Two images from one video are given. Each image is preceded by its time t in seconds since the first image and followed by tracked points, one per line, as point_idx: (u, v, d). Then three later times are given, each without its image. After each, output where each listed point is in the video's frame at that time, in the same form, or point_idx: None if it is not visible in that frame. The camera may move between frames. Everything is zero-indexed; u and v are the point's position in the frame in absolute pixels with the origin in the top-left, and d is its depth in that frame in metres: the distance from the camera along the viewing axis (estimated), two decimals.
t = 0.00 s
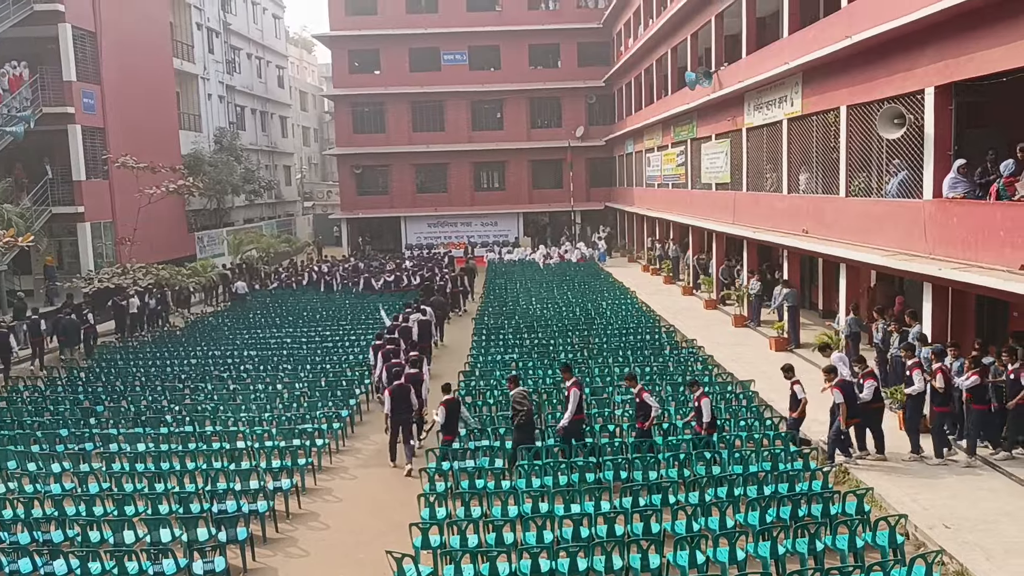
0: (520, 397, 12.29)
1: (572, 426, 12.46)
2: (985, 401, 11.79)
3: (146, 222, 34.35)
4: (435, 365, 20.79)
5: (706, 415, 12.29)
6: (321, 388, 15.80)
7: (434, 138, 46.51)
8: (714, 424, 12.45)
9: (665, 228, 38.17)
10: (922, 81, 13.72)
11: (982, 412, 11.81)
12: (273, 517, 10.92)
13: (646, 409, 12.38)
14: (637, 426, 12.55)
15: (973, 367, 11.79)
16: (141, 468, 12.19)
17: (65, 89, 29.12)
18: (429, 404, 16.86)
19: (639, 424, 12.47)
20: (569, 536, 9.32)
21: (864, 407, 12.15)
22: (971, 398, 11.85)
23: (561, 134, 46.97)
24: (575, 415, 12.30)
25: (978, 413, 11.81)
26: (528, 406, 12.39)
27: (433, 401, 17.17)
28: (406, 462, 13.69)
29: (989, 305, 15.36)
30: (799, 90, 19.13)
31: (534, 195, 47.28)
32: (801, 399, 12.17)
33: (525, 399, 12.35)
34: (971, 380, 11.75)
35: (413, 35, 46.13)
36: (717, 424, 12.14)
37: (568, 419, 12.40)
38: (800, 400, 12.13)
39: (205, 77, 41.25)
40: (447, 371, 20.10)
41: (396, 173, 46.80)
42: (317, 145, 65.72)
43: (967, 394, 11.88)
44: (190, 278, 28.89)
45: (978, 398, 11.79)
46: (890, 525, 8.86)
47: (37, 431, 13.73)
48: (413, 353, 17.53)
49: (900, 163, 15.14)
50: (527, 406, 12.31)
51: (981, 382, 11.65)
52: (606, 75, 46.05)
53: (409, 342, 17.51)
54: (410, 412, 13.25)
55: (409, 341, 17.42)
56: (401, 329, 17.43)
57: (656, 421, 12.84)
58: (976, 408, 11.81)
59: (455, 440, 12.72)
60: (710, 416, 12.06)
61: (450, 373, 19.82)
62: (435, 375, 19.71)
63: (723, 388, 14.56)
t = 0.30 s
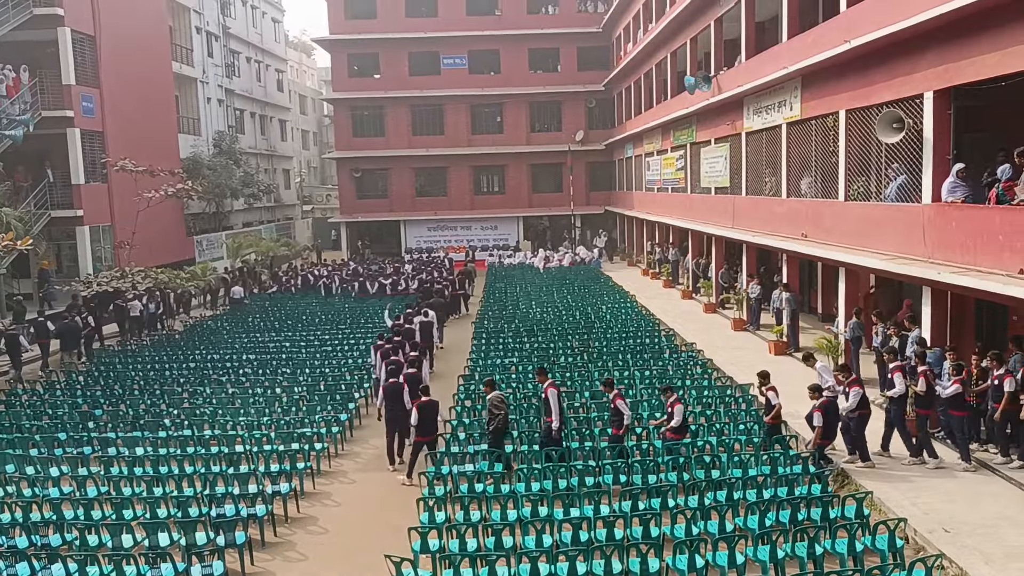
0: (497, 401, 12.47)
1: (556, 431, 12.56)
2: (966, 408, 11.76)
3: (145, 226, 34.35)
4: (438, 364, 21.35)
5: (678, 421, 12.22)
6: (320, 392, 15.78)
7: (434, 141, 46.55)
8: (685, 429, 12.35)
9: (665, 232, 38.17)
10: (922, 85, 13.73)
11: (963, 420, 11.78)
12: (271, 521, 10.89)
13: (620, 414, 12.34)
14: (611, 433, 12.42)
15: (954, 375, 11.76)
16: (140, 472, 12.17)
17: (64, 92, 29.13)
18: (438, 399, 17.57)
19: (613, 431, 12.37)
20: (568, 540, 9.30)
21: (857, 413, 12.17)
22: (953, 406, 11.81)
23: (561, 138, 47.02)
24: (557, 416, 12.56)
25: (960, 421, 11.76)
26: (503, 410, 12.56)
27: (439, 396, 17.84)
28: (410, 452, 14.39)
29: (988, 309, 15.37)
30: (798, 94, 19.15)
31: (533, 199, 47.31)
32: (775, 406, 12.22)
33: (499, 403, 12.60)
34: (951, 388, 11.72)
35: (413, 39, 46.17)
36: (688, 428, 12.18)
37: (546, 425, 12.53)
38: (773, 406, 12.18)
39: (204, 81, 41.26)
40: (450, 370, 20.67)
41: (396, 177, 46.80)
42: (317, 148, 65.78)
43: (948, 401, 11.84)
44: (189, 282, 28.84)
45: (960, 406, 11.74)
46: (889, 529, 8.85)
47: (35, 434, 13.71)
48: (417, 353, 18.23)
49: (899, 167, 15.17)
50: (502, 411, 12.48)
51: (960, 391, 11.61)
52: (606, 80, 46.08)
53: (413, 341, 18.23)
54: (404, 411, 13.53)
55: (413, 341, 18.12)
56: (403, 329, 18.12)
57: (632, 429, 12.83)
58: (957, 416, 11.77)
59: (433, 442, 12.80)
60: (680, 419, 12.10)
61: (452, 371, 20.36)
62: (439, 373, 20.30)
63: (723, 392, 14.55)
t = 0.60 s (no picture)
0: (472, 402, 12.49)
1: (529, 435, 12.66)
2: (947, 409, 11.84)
3: (142, 227, 34.33)
4: (436, 363, 21.53)
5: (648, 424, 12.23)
6: (317, 394, 15.77)
7: (432, 143, 46.58)
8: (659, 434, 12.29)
9: (662, 234, 38.19)
10: (917, 88, 13.77)
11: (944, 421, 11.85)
12: (267, 523, 10.88)
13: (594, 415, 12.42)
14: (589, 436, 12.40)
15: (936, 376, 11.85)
16: (136, 473, 12.16)
17: (62, 93, 29.10)
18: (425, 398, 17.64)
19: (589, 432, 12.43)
20: (564, 542, 9.31)
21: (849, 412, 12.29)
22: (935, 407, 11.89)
23: (559, 140, 47.07)
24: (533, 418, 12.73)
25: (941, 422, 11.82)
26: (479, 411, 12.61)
27: (430, 396, 17.90)
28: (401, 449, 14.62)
29: (985, 312, 15.39)
30: (795, 97, 19.19)
31: (532, 201, 47.38)
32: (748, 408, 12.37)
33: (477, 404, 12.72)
34: (933, 390, 11.81)
35: (411, 41, 46.19)
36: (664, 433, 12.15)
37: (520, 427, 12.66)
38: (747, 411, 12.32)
39: (202, 82, 41.26)
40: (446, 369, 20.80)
41: (394, 178, 46.81)
42: (315, 149, 65.78)
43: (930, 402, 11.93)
44: (186, 283, 28.68)
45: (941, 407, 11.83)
46: (885, 531, 8.86)
47: (31, 436, 13.70)
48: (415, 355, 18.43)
49: (896, 169, 15.21)
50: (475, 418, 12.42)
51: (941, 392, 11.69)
52: (603, 81, 46.12)
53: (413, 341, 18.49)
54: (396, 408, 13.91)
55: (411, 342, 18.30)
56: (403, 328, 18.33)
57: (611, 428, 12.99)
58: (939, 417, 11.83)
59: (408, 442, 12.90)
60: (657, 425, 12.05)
61: (449, 370, 20.60)
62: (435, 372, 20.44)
63: (719, 394, 14.57)
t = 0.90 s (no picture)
0: (441, 401, 12.65)
1: (493, 434, 12.59)
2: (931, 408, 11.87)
3: (136, 226, 34.22)
4: (432, 360, 21.82)
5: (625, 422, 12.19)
6: (312, 394, 15.74)
7: (427, 142, 46.53)
8: (632, 435, 12.22)
9: (658, 234, 38.21)
10: (911, 88, 13.80)
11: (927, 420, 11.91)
12: (261, 522, 10.85)
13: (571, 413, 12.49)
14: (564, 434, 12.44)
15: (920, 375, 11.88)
16: (130, 472, 12.11)
17: (55, 92, 28.98)
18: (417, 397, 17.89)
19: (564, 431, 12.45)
20: (559, 541, 9.30)
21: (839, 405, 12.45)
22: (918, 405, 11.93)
23: (554, 139, 47.06)
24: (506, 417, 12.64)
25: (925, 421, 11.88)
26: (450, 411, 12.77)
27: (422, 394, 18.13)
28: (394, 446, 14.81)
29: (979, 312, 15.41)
30: (790, 97, 19.21)
31: (527, 200, 47.39)
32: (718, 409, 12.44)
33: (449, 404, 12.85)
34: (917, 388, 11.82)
35: (406, 40, 46.15)
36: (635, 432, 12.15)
37: (493, 427, 12.55)
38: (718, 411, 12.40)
39: (196, 81, 41.17)
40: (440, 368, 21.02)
41: (389, 177, 46.77)
42: (309, 149, 65.70)
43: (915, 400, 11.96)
44: (180, 283, 28.49)
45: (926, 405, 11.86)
46: (879, 530, 8.87)
47: (24, 435, 13.65)
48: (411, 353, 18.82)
49: (890, 170, 15.25)
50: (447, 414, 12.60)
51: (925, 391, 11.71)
52: (599, 81, 46.13)
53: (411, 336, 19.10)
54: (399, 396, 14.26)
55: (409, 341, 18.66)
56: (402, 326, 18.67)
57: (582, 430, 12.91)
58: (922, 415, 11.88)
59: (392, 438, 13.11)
60: (626, 423, 12.08)
61: (445, 367, 20.96)
62: (429, 370, 20.77)
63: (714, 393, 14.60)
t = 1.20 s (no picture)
0: (419, 401, 12.71)
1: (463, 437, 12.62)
2: (916, 408, 12.12)
3: (134, 226, 34.17)
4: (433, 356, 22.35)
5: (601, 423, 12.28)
6: (309, 393, 15.74)
7: (424, 142, 46.52)
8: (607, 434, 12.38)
9: (656, 234, 38.23)
10: (909, 88, 13.80)
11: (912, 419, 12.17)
12: (259, 522, 10.85)
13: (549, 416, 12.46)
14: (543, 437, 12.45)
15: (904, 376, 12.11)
16: (126, 472, 12.09)
17: (52, 91, 28.96)
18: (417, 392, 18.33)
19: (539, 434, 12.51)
20: (556, 541, 9.31)
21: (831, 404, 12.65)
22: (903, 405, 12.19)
23: (552, 139, 47.06)
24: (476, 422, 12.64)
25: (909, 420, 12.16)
26: (428, 412, 12.85)
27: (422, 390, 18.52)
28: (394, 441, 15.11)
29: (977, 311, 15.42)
30: (787, 97, 19.23)
31: (525, 200, 47.42)
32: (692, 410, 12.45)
33: (429, 407, 12.87)
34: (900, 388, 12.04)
35: (403, 40, 46.13)
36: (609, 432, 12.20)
37: (465, 430, 12.58)
38: (694, 412, 12.42)
39: (194, 80, 41.12)
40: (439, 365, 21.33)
41: (386, 177, 46.77)
42: (307, 148, 65.67)
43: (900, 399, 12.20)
44: (178, 283, 28.26)
45: (910, 405, 12.12)
46: (877, 530, 8.88)
47: (21, 435, 13.64)
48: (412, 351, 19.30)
49: (888, 170, 15.28)
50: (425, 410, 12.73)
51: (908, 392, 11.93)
52: (596, 81, 46.15)
53: (411, 333, 19.79)
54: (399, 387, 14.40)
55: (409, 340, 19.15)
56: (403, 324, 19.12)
57: (570, 429, 12.99)
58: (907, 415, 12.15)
59: (385, 429, 13.47)
60: (601, 422, 12.15)
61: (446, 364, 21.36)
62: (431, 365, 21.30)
63: (712, 393, 14.62)
